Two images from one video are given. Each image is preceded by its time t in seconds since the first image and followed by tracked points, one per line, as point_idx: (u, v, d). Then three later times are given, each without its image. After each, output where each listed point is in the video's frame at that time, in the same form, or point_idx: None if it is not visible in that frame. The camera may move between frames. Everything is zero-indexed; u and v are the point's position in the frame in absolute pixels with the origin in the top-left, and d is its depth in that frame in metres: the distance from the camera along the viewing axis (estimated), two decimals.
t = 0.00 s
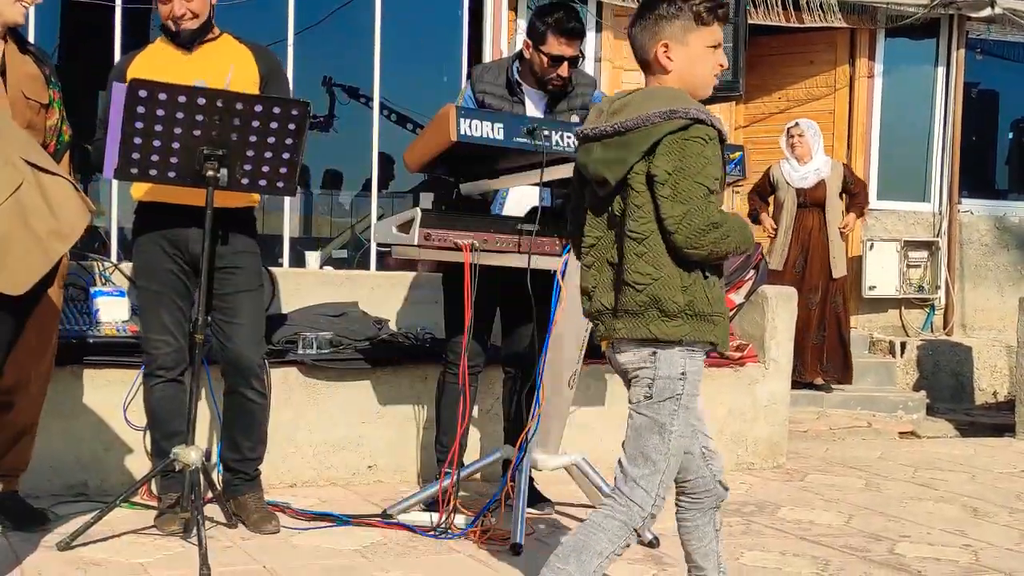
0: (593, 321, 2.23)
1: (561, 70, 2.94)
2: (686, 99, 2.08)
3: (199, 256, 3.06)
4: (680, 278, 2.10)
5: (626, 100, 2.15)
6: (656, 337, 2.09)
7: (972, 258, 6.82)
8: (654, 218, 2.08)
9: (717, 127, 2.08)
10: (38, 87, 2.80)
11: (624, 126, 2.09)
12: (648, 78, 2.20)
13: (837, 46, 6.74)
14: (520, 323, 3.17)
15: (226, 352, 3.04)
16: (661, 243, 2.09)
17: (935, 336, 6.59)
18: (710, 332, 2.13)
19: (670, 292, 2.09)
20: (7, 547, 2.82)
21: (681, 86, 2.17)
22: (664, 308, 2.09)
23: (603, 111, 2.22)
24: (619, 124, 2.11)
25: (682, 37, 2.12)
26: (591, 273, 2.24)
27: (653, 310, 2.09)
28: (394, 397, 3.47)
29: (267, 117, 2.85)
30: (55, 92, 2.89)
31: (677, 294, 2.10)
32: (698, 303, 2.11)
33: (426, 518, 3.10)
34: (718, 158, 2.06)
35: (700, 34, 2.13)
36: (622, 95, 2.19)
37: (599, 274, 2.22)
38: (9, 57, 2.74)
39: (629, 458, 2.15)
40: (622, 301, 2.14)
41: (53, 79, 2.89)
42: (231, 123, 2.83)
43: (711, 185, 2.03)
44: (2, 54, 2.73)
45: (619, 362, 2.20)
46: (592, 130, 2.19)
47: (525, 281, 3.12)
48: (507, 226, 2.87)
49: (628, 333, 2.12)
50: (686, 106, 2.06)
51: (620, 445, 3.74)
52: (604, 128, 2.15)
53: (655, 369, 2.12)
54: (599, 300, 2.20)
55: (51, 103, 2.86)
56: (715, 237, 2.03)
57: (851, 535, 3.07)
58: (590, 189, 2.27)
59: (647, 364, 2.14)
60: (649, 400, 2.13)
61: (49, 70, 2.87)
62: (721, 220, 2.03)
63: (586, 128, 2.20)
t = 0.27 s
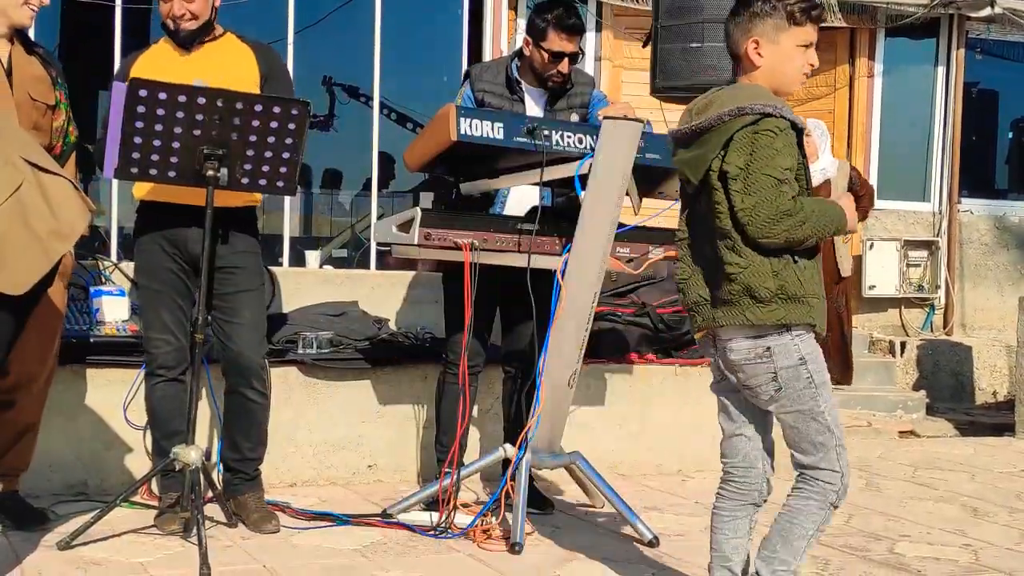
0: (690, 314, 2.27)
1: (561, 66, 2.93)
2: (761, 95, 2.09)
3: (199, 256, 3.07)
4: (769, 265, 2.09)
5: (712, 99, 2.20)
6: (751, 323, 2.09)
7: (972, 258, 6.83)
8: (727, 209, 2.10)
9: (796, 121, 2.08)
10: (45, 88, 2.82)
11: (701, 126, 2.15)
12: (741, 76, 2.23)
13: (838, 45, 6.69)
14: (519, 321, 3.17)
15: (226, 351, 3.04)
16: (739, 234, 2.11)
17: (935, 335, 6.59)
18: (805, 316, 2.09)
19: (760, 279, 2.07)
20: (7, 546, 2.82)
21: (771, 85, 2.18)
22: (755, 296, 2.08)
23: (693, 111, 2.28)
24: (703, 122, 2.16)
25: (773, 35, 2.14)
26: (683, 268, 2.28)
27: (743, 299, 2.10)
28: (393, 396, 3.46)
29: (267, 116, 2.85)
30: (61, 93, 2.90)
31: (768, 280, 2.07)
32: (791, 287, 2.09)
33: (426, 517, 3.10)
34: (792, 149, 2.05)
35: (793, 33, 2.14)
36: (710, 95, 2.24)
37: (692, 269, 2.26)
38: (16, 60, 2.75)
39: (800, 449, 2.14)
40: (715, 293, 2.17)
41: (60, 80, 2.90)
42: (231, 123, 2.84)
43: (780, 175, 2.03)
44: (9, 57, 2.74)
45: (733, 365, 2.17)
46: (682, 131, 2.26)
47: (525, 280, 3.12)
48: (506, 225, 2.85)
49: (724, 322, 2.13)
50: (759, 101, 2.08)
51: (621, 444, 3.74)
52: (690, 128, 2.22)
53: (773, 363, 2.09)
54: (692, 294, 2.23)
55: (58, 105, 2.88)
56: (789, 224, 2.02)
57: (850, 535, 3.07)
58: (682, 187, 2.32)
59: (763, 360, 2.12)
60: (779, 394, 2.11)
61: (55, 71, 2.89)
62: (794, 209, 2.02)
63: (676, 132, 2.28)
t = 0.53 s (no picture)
0: (779, 315, 2.36)
1: (562, 58, 2.93)
2: (872, 107, 2.19)
3: (198, 250, 3.07)
4: (871, 273, 2.19)
5: (817, 107, 2.28)
6: (853, 329, 2.19)
7: (971, 250, 6.81)
8: (834, 220, 2.18)
9: (904, 134, 2.18)
10: (46, 83, 2.83)
11: (811, 134, 2.23)
12: (843, 83, 2.39)
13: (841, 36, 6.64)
14: (518, 314, 3.17)
15: (226, 344, 3.04)
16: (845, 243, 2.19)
17: (934, 328, 6.60)
18: (907, 322, 2.20)
19: (863, 287, 2.17)
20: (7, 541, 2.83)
21: (875, 91, 2.35)
22: (857, 303, 2.18)
23: (794, 117, 2.36)
24: (811, 130, 2.23)
25: (878, 44, 2.31)
26: (774, 270, 2.36)
27: (847, 305, 2.19)
28: (394, 389, 3.47)
29: (266, 109, 2.86)
30: (64, 89, 2.91)
31: (871, 288, 2.18)
32: (893, 295, 2.19)
33: (426, 510, 3.10)
34: (900, 163, 2.16)
35: (897, 42, 2.30)
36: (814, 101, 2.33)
37: (785, 272, 2.33)
38: (18, 56, 2.76)
39: (898, 449, 2.22)
40: (815, 296, 2.26)
41: (62, 76, 2.90)
42: (230, 117, 2.84)
43: (890, 188, 2.14)
44: (11, 52, 2.75)
45: (831, 366, 2.25)
46: (783, 137, 2.34)
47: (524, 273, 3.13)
48: (506, 218, 2.85)
49: (824, 327, 2.23)
50: (871, 115, 2.17)
51: (622, 436, 3.74)
52: (795, 135, 2.29)
53: (877, 363, 2.18)
54: (786, 296, 2.32)
55: (60, 100, 2.88)
56: (893, 237, 2.14)
57: (848, 526, 3.08)
58: (775, 191, 2.40)
59: (865, 360, 2.20)
60: (881, 392, 2.20)
61: (58, 67, 2.90)
62: (901, 222, 2.14)
63: (777, 136, 2.36)
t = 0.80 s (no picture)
0: (846, 315, 2.58)
1: (554, 85, 3.37)
2: (939, 134, 2.42)
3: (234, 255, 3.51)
4: (939, 279, 2.43)
5: (884, 133, 2.51)
6: (920, 327, 2.43)
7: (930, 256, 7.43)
8: (914, 231, 2.42)
9: (972, 157, 2.42)
10: (105, 108, 3.26)
11: (883, 156, 2.45)
12: (898, 113, 2.62)
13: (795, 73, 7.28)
14: (516, 312, 3.59)
15: (259, 337, 3.47)
16: (922, 252, 2.43)
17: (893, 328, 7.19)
18: (965, 322, 2.45)
19: (932, 291, 2.42)
20: (70, 509, 3.27)
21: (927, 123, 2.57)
22: (927, 304, 2.42)
23: (857, 143, 2.59)
24: (886, 152, 2.44)
25: (930, 78, 2.53)
26: (843, 275, 2.60)
27: (917, 306, 2.43)
28: (407, 376, 3.89)
29: (296, 132, 3.28)
30: (122, 116, 3.35)
31: (940, 293, 2.42)
32: (958, 299, 2.44)
33: (435, 484, 3.53)
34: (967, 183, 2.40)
35: (947, 77, 2.52)
36: (875, 129, 2.58)
37: (855, 278, 2.56)
38: (83, 86, 3.20)
39: (926, 430, 2.47)
40: (885, 298, 2.49)
41: (121, 103, 3.35)
42: (265, 138, 3.26)
43: (965, 204, 2.37)
44: (77, 83, 3.18)
45: (892, 356, 2.51)
46: (856, 160, 2.53)
47: (521, 275, 3.57)
48: (506, 229, 3.27)
49: (893, 325, 2.47)
50: (942, 140, 2.39)
51: (608, 419, 4.17)
52: (866, 158, 2.50)
53: (934, 354, 2.43)
54: (855, 299, 2.55)
55: (118, 125, 3.32)
56: (969, 246, 2.38)
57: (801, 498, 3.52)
58: (844, 209, 2.62)
59: (925, 351, 2.45)
60: (934, 382, 2.44)
61: (117, 97, 3.34)
62: (971, 233, 2.39)
63: (847, 157, 2.56)
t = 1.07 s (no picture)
0: (857, 312, 3.07)
1: (546, 116, 3.95)
2: (943, 164, 2.90)
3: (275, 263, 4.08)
4: (935, 284, 2.92)
5: (898, 162, 2.98)
6: (915, 323, 2.92)
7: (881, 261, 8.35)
8: (918, 244, 2.89)
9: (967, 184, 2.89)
10: (169, 139, 3.85)
11: (895, 182, 2.91)
12: (908, 149, 3.05)
13: (752, 108, 8.32)
14: (515, 312, 4.21)
15: (297, 333, 4.07)
16: (922, 262, 2.91)
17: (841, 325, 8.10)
18: (952, 320, 2.94)
19: (928, 294, 2.90)
20: (137, 479, 3.86)
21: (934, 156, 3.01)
22: (923, 303, 2.90)
23: (873, 170, 3.05)
24: (898, 177, 2.91)
25: (937, 121, 2.97)
26: (858, 279, 3.08)
27: (916, 304, 2.91)
28: (423, 366, 4.52)
29: (330, 158, 3.85)
30: (183, 145, 3.97)
31: (934, 294, 2.91)
32: (948, 300, 2.93)
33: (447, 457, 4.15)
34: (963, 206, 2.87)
35: (951, 120, 2.97)
36: (889, 159, 3.04)
37: (867, 282, 3.04)
38: (150, 119, 3.79)
39: (899, 408, 2.97)
40: (891, 299, 2.96)
41: (182, 134, 3.95)
42: (302, 164, 3.81)
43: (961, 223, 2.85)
44: (145, 118, 3.77)
45: (887, 347, 3.02)
46: (871, 184, 3.00)
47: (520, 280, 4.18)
48: (508, 241, 3.87)
49: (897, 321, 2.95)
50: (945, 168, 2.87)
51: (592, 403, 4.80)
52: (880, 180, 2.97)
53: (919, 346, 2.94)
54: (866, 298, 3.04)
55: (178, 153, 3.91)
56: (962, 257, 2.86)
57: (760, 470, 4.14)
58: (859, 225, 3.08)
59: (912, 343, 2.96)
60: (914, 369, 2.96)
61: (178, 130, 3.94)
62: (964, 247, 2.86)
63: (864, 182, 3.03)
